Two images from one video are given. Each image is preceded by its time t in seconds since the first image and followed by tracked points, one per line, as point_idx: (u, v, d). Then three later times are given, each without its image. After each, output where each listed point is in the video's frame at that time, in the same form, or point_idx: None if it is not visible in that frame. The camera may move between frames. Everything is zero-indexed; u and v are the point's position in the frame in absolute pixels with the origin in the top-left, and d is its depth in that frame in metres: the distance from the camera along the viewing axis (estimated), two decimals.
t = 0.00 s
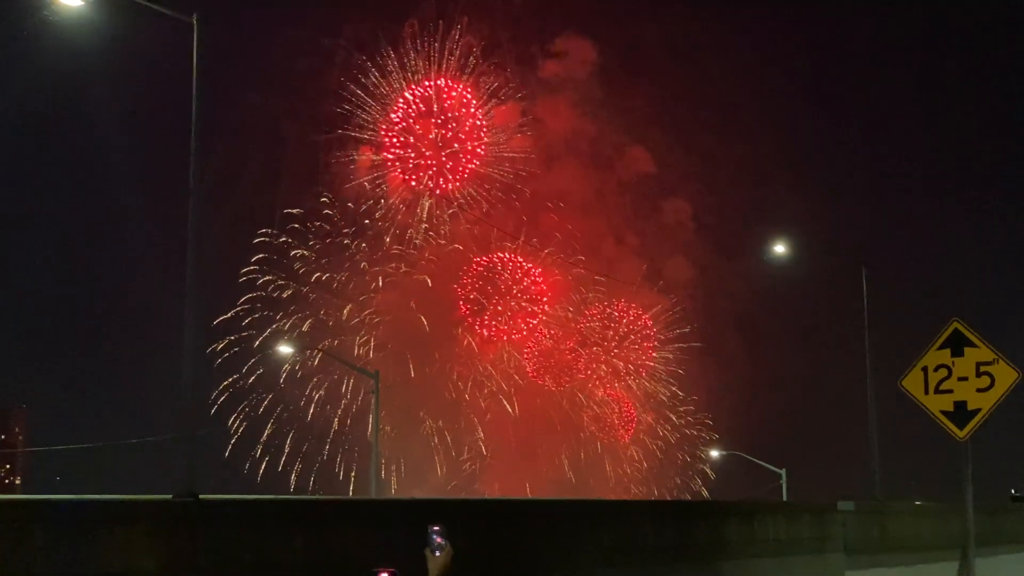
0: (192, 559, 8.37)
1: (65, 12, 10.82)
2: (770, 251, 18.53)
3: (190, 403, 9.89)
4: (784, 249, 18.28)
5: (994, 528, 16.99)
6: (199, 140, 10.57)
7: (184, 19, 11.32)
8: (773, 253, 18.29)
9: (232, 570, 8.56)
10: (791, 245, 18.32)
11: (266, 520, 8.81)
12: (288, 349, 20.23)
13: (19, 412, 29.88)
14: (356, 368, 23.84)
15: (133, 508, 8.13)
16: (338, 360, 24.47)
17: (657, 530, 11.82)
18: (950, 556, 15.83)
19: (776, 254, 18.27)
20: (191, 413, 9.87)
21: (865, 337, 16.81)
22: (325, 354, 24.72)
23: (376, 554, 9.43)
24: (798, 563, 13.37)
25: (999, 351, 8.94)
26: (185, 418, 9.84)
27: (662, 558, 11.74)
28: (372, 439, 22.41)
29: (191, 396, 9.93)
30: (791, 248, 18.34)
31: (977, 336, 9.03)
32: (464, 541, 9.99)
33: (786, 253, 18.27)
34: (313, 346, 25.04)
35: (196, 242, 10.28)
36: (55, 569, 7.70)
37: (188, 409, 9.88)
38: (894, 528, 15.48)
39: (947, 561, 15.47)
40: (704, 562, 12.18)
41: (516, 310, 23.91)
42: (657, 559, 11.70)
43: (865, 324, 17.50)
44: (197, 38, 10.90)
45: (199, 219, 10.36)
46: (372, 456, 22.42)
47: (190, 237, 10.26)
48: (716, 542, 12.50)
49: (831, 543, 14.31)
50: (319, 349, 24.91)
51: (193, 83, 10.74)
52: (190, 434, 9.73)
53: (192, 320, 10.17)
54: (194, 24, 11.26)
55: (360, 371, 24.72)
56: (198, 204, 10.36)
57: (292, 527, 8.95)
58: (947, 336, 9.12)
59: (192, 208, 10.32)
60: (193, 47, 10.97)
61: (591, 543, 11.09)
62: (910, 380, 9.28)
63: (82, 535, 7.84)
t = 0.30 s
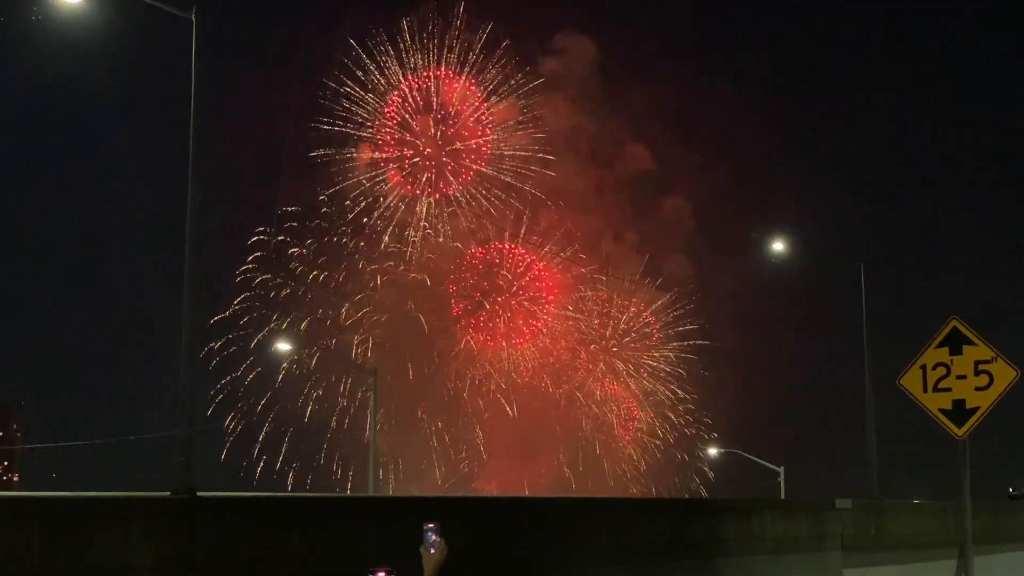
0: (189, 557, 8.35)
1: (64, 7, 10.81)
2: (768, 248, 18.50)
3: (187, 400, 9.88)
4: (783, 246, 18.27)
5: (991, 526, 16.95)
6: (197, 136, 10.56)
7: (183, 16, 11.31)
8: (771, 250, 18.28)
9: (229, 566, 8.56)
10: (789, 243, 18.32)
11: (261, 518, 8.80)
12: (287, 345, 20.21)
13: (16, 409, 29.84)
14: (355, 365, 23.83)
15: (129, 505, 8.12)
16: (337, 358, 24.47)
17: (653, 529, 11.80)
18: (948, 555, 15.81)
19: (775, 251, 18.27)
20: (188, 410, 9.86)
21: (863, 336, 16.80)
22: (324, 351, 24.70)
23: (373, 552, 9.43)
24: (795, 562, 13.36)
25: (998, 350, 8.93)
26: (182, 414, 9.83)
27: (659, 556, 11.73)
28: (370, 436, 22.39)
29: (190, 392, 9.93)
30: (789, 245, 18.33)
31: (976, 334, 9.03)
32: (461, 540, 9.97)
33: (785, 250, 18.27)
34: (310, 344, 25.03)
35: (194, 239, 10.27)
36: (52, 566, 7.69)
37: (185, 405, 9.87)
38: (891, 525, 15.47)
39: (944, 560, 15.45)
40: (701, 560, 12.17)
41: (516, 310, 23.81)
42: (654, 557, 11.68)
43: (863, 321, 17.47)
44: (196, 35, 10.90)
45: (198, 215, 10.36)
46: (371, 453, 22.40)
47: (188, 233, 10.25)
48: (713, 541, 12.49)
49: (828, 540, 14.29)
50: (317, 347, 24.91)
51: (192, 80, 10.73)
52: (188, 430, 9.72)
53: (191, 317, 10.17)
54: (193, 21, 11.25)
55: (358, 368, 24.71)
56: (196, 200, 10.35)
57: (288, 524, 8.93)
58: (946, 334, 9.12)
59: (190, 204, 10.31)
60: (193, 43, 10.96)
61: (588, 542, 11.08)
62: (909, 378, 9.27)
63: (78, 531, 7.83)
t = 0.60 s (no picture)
0: (189, 554, 8.35)
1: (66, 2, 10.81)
2: (769, 244, 18.50)
3: (187, 394, 9.88)
4: (783, 242, 18.27)
5: (992, 522, 16.93)
6: (199, 130, 10.55)
7: (185, 10, 11.30)
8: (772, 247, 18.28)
9: (229, 561, 8.56)
10: (791, 238, 18.31)
11: (261, 514, 8.79)
12: (287, 340, 20.21)
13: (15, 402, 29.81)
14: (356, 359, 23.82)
15: (129, 501, 8.12)
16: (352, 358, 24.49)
17: (653, 525, 11.80)
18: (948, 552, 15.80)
19: (776, 247, 18.27)
20: (188, 404, 9.86)
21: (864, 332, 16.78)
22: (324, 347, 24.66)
23: (372, 547, 9.43)
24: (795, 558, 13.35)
25: (999, 345, 8.94)
26: (183, 409, 9.83)
27: (659, 552, 11.73)
28: (370, 431, 22.39)
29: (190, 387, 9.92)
30: (790, 241, 18.33)
31: (978, 330, 9.03)
32: (461, 535, 9.98)
33: (786, 246, 18.27)
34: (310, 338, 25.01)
35: (196, 232, 10.27)
36: (52, 562, 7.68)
37: (186, 399, 9.87)
38: (891, 521, 15.46)
39: (944, 557, 15.44)
40: (700, 556, 12.17)
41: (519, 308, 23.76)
42: (653, 553, 11.69)
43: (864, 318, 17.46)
44: (197, 29, 10.90)
45: (199, 209, 10.36)
46: (371, 447, 22.41)
47: (190, 228, 10.25)
48: (713, 537, 12.49)
49: (829, 537, 14.28)
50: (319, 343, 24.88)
51: (194, 74, 10.73)
52: (188, 425, 9.72)
53: (191, 311, 10.17)
54: (194, 14, 11.25)
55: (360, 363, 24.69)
56: (198, 194, 10.35)
57: (288, 519, 8.93)
58: (947, 330, 9.12)
59: (192, 198, 10.31)
60: (194, 37, 10.96)
61: (588, 537, 11.08)
62: (910, 373, 9.28)
63: (78, 527, 7.83)
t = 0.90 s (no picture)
0: (187, 539, 8.36)
1: None
2: (768, 232, 18.48)
3: (185, 381, 9.89)
4: (782, 230, 18.26)
5: (991, 511, 16.92)
6: (198, 116, 10.55)
7: None
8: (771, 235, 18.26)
9: (228, 547, 8.57)
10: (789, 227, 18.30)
11: (259, 500, 8.80)
12: (286, 327, 20.20)
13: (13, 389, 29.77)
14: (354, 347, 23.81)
15: (127, 487, 8.13)
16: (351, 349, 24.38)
17: (652, 513, 11.81)
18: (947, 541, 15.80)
19: (775, 235, 18.25)
20: (186, 390, 9.86)
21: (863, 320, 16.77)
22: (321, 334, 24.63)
23: (370, 533, 9.44)
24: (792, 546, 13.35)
25: (998, 333, 8.93)
26: (180, 395, 9.83)
27: (656, 539, 11.74)
28: (368, 417, 22.39)
29: (190, 373, 9.93)
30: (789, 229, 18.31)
31: (976, 318, 9.03)
32: (459, 522, 9.98)
33: (784, 234, 18.26)
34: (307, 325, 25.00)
35: (194, 219, 10.27)
36: (50, 547, 7.70)
37: (183, 385, 9.87)
38: (888, 509, 15.46)
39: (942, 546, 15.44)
40: (697, 543, 12.18)
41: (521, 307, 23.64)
42: (651, 540, 11.69)
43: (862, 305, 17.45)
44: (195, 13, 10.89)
45: (197, 195, 10.36)
46: (369, 434, 22.42)
47: (187, 215, 10.25)
48: (711, 525, 12.50)
49: (826, 525, 14.28)
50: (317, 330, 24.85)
51: (191, 59, 10.71)
52: (186, 411, 9.72)
53: (190, 295, 10.17)
54: None
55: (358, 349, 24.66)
56: (197, 180, 10.35)
57: (286, 506, 8.94)
58: (946, 318, 9.12)
59: (190, 185, 10.31)
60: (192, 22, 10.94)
61: (586, 525, 11.09)
62: (909, 362, 9.27)
63: (76, 512, 7.84)
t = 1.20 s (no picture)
0: (187, 524, 8.37)
1: None
2: (766, 218, 18.49)
3: (184, 366, 9.89)
4: (781, 215, 18.27)
5: (990, 496, 16.93)
6: (196, 101, 10.54)
7: None
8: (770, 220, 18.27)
9: (228, 533, 8.58)
10: (788, 212, 18.31)
11: (258, 486, 8.81)
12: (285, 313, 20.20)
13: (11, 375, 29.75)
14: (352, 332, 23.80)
15: (127, 472, 8.15)
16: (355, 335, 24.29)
17: (650, 499, 11.82)
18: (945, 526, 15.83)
19: (774, 220, 18.26)
20: (186, 376, 9.87)
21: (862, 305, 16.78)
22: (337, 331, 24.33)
23: (368, 519, 9.44)
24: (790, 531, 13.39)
25: (996, 319, 8.95)
26: (179, 380, 9.84)
27: (654, 524, 11.75)
28: (366, 402, 22.41)
29: (188, 358, 9.93)
30: (788, 214, 18.33)
31: (975, 303, 9.04)
32: (458, 508, 10.00)
33: (783, 219, 18.27)
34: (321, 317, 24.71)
35: (192, 203, 10.26)
36: (51, 531, 7.71)
37: (183, 371, 9.88)
38: (887, 495, 15.48)
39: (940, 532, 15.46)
40: (695, 528, 12.19)
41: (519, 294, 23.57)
42: (649, 525, 11.71)
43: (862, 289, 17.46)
44: None
45: (195, 180, 10.35)
46: (368, 419, 22.44)
47: (185, 199, 10.24)
48: (709, 510, 12.51)
49: (825, 510, 14.30)
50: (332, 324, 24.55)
51: (190, 42, 10.71)
52: (184, 397, 9.73)
53: (189, 280, 10.17)
54: None
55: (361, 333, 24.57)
56: (195, 164, 10.34)
57: (285, 493, 8.95)
58: (944, 303, 9.13)
59: (188, 170, 10.30)
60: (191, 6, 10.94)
61: (585, 510, 11.10)
62: (907, 347, 9.28)
63: (74, 495, 7.85)
